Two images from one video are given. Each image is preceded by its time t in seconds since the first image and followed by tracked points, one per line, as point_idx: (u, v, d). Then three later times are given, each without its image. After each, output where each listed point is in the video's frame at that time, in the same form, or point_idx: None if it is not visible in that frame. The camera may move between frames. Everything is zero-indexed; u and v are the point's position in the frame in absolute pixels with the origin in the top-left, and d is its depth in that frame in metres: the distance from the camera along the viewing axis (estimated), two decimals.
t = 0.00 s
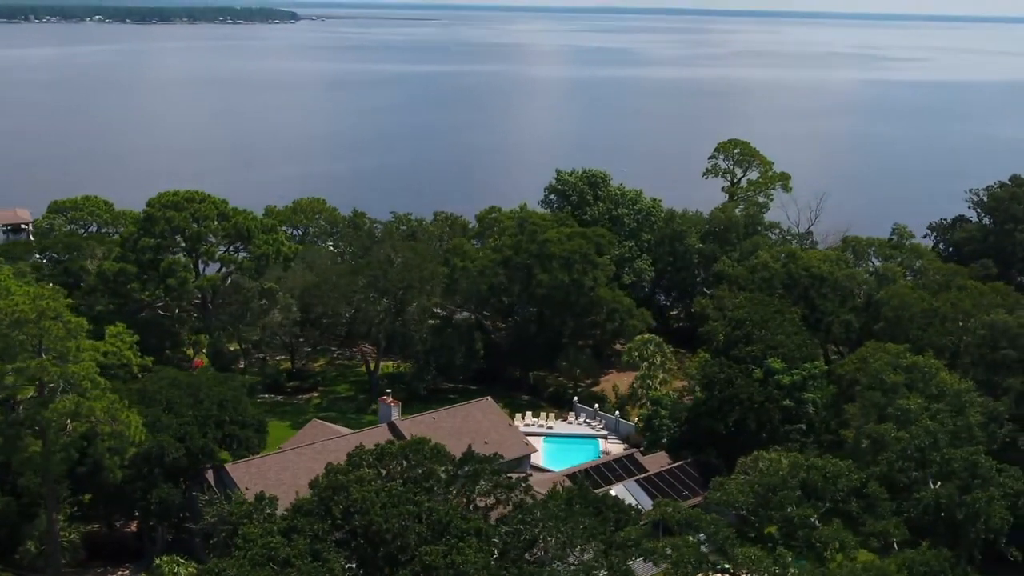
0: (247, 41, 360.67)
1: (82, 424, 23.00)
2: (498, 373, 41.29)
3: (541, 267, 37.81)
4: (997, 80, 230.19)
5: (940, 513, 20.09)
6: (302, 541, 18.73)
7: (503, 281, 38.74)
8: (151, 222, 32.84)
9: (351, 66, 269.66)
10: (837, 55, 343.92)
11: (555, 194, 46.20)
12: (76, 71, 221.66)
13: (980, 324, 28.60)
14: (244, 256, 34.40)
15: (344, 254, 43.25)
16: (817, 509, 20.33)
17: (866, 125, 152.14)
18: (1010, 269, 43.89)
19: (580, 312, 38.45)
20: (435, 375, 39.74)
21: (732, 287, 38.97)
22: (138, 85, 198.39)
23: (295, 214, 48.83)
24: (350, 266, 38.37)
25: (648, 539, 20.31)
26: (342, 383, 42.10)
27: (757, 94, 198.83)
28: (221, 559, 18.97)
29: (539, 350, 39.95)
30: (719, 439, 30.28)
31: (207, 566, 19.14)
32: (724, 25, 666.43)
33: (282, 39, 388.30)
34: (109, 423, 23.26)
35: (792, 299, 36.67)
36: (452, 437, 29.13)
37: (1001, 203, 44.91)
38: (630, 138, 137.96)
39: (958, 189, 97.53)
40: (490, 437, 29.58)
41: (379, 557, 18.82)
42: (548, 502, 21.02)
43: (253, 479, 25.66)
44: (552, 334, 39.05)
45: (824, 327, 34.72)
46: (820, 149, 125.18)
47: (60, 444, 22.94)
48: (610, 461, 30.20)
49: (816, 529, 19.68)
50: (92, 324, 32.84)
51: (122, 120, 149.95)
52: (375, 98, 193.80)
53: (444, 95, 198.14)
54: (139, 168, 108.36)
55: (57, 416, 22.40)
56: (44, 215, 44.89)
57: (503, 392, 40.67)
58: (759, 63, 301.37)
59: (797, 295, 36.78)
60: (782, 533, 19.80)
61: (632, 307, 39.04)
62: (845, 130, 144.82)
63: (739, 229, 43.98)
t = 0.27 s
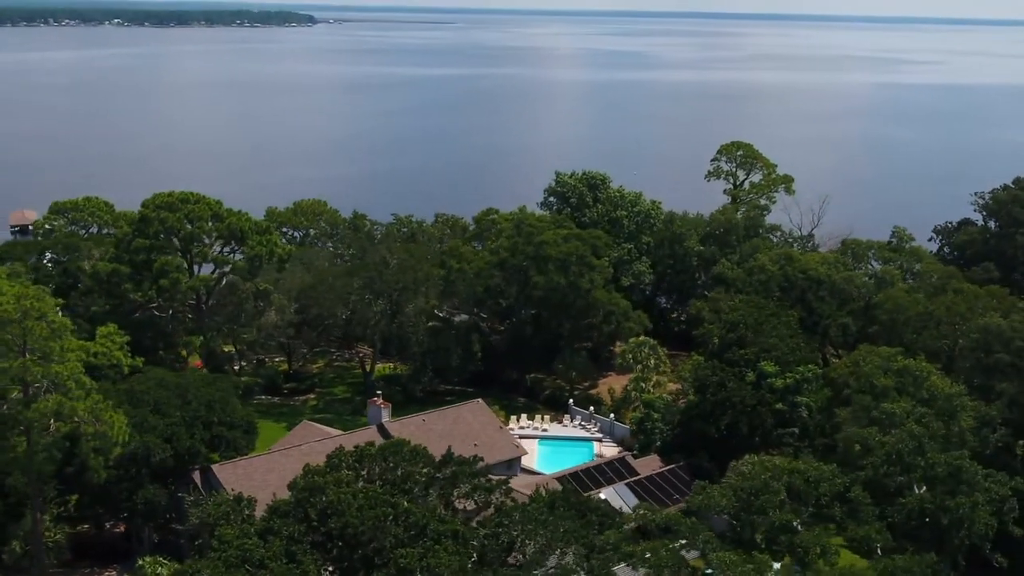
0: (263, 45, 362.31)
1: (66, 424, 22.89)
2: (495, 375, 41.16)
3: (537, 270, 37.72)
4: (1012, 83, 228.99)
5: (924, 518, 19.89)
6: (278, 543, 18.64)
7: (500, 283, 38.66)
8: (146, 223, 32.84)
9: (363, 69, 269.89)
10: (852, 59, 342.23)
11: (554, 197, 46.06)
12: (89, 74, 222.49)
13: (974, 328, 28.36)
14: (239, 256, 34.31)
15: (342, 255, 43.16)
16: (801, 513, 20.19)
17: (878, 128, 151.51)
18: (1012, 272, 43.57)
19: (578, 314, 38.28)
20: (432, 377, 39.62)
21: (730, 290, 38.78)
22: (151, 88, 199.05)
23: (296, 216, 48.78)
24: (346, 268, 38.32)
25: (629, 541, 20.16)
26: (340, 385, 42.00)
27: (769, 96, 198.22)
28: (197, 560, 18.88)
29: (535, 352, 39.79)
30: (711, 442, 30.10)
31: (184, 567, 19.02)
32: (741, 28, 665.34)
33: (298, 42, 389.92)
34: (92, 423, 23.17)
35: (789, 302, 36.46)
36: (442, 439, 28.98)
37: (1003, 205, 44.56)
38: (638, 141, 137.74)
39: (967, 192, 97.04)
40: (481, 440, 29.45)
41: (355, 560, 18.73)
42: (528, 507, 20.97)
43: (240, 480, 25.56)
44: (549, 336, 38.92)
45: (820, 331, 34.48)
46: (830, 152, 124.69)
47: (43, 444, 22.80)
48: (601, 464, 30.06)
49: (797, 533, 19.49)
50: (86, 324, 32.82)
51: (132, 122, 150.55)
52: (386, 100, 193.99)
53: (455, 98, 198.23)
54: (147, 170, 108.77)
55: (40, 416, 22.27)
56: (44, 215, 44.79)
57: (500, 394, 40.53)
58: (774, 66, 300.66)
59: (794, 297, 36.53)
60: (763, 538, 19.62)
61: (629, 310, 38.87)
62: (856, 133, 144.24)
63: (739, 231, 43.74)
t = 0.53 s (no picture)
0: (278, 47, 363.62)
1: (50, 423, 22.86)
2: (493, 378, 41.02)
3: (534, 272, 37.61)
4: None
5: (908, 523, 19.73)
6: (255, 545, 18.57)
7: (497, 286, 38.57)
8: (140, 224, 32.90)
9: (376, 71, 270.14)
10: (866, 61, 340.58)
11: (554, 198, 45.91)
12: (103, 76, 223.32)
13: (968, 331, 28.12)
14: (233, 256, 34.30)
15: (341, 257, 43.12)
16: (784, 517, 20.03)
17: (889, 130, 150.78)
18: (1014, 276, 43.20)
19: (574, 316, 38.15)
20: (429, 380, 39.51)
21: (727, 292, 38.61)
22: (163, 89, 199.71)
23: (296, 217, 48.76)
24: (343, 269, 38.26)
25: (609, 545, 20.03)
26: (338, 387, 41.91)
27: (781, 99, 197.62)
28: (175, 561, 18.83)
29: (532, 354, 39.68)
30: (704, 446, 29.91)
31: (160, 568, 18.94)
32: (758, 31, 663.85)
33: (313, 45, 391.50)
34: (76, 422, 23.18)
35: (786, 305, 36.22)
36: (433, 441, 28.86)
37: (1005, 208, 44.19)
38: (646, 142, 137.42)
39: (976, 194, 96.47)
40: (472, 442, 29.31)
41: (333, 562, 18.70)
42: (510, 509, 20.85)
43: (227, 481, 25.47)
44: (546, 339, 38.77)
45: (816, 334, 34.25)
46: (839, 155, 124.15)
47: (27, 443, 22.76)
48: (593, 467, 29.88)
49: (780, 537, 19.33)
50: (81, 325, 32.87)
51: (142, 123, 151.08)
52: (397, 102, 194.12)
53: (466, 100, 198.15)
54: (154, 170, 109.20)
55: (23, 416, 22.25)
56: (44, 216, 44.78)
57: (497, 396, 40.38)
58: (789, 69, 299.83)
59: (791, 300, 36.31)
60: (745, 542, 19.46)
61: (626, 313, 38.70)
62: (866, 136, 143.55)
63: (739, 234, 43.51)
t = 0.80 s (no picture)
0: (293, 50, 364.77)
1: (34, 425, 22.81)
2: (490, 380, 40.92)
3: (529, 275, 37.49)
4: None
5: (893, 529, 19.53)
6: (230, 548, 18.48)
7: (492, 287, 38.47)
8: (134, 225, 32.91)
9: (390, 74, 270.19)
10: (884, 64, 338.29)
11: (553, 200, 45.74)
12: (118, 79, 224.25)
13: (962, 335, 27.86)
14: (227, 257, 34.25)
15: (340, 258, 43.05)
16: (765, 521, 19.86)
17: (903, 133, 149.82)
18: (1017, 280, 42.82)
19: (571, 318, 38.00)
20: (425, 382, 39.41)
21: (725, 295, 38.39)
22: (177, 92, 200.44)
23: (296, 219, 48.81)
24: (338, 270, 38.20)
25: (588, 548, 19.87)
26: (336, 389, 41.85)
27: (794, 102, 196.86)
28: (152, 561, 18.80)
29: (529, 357, 39.57)
30: (695, 450, 29.73)
31: (137, 569, 18.88)
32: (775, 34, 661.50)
33: (329, 47, 392.64)
34: (61, 423, 23.16)
35: (783, 307, 35.98)
36: (422, 442, 28.76)
37: (1009, 211, 43.80)
38: (654, 145, 136.99)
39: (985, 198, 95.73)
40: (461, 444, 29.18)
41: (310, 564, 18.62)
42: (491, 512, 20.72)
43: (213, 482, 25.44)
44: (542, 341, 38.68)
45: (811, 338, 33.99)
46: (849, 158, 123.46)
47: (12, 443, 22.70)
48: (584, 470, 29.70)
49: (758, 542, 19.21)
50: (76, 325, 32.93)
51: (154, 125, 151.76)
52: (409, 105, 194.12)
53: (478, 103, 198.09)
54: (163, 172, 109.73)
55: (6, 417, 22.21)
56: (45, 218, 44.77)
57: (494, 399, 40.28)
58: (804, 72, 298.74)
59: (788, 303, 36.06)
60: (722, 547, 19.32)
61: (622, 315, 38.47)
62: (877, 139, 142.77)
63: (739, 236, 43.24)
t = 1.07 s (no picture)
0: (308, 53, 366.05)
1: (17, 424, 22.80)
2: (488, 383, 40.79)
3: (526, 277, 37.34)
4: None
5: (877, 534, 19.26)
6: (206, 549, 18.38)
7: (489, 290, 38.35)
8: (128, 227, 32.90)
9: (404, 77, 270.41)
10: (900, 68, 336.51)
11: (553, 203, 45.58)
12: (131, 82, 225.18)
13: (956, 339, 27.59)
14: (222, 259, 34.20)
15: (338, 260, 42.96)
16: (748, 526, 19.63)
17: (915, 137, 148.89)
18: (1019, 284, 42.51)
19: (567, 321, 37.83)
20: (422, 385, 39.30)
21: (723, 298, 38.17)
22: (189, 95, 200.98)
23: (297, 221, 48.74)
24: (335, 272, 38.10)
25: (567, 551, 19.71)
26: (333, 391, 41.80)
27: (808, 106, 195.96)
28: (129, 562, 18.73)
29: (526, 360, 39.42)
30: (687, 453, 29.53)
31: (114, 570, 18.81)
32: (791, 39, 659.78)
33: (343, 50, 393.78)
34: (44, 424, 23.15)
35: (780, 311, 35.76)
36: (412, 445, 28.65)
37: (1012, 215, 43.45)
38: (662, 148, 136.49)
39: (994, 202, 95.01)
40: (452, 446, 29.06)
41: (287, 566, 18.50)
42: (472, 515, 20.61)
43: (200, 483, 25.40)
44: (540, 344, 38.54)
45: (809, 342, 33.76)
46: (860, 161, 122.80)
47: None
48: (576, 473, 29.54)
49: (740, 546, 19.01)
50: (70, 326, 32.93)
51: (164, 129, 152.27)
52: (420, 108, 194.22)
53: (489, 107, 198.03)
54: (170, 175, 110.03)
55: None
56: (46, 220, 44.79)
57: (492, 401, 40.15)
58: (819, 76, 297.98)
59: (786, 307, 35.79)
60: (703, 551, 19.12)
61: (619, 318, 38.29)
62: (887, 143, 142.02)
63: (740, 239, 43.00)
